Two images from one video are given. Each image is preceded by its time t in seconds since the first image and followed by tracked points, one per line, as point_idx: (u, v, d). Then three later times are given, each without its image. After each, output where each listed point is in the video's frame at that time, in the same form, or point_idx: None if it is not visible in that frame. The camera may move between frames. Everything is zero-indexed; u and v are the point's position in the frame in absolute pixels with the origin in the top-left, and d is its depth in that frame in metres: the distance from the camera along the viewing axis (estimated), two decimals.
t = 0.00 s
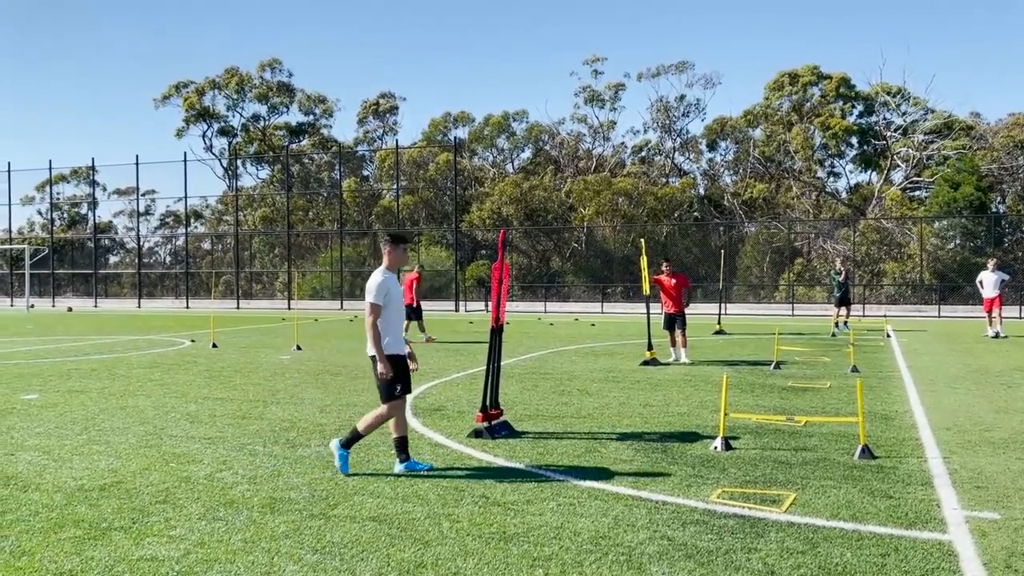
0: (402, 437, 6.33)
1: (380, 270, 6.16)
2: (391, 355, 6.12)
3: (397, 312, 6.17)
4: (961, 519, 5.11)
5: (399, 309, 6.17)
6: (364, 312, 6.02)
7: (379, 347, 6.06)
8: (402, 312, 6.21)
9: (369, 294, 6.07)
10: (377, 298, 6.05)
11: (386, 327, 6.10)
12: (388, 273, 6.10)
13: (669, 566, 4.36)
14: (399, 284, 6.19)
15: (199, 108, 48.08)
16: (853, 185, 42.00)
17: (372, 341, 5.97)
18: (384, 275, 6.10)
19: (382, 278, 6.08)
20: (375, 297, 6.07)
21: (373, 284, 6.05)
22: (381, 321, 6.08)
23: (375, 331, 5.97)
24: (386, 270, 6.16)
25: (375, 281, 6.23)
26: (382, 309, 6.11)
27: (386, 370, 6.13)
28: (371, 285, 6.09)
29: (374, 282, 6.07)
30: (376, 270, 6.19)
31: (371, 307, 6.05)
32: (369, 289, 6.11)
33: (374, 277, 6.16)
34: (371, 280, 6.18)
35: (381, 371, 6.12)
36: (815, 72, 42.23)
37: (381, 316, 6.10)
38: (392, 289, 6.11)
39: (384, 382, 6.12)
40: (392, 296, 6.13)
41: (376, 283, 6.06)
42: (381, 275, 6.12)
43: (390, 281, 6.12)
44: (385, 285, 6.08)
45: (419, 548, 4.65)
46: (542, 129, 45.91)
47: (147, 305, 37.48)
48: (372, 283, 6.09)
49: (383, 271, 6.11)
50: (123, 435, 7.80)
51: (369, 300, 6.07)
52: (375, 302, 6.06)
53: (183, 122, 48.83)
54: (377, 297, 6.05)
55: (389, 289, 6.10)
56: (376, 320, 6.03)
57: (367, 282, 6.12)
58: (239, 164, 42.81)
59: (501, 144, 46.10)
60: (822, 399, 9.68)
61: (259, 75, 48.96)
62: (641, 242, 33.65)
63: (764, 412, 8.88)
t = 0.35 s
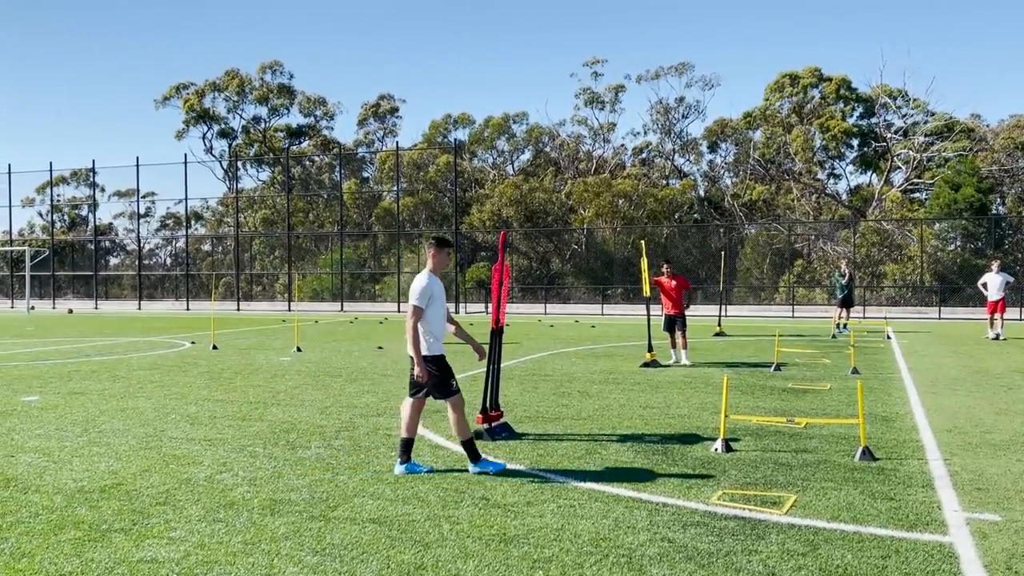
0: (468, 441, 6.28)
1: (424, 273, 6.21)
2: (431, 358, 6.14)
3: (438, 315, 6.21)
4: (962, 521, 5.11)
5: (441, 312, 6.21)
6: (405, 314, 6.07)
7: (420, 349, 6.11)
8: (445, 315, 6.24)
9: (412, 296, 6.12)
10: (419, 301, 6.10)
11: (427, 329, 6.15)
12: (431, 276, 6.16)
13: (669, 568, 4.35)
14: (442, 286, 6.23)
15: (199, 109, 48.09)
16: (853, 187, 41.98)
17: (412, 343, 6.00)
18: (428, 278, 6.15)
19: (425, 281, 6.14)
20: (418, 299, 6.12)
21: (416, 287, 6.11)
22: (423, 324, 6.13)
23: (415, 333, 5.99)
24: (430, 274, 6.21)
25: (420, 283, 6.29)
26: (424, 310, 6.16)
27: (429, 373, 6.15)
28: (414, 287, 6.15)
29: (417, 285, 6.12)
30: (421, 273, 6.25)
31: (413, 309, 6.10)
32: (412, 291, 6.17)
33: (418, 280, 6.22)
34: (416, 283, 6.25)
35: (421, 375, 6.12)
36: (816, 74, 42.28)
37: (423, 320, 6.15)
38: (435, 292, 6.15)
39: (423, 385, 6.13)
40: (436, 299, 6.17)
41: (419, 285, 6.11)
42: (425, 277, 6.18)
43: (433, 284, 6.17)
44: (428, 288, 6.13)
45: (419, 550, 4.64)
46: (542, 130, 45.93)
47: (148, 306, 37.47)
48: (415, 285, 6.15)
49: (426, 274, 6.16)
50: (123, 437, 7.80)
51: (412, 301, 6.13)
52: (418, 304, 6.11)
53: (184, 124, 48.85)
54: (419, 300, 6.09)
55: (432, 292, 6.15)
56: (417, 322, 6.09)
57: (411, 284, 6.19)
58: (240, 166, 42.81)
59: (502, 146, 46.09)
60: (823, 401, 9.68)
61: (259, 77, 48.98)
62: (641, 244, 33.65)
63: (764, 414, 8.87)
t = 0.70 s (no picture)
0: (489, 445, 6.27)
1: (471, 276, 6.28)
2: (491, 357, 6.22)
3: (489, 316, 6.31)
4: (955, 521, 5.12)
5: (491, 313, 6.32)
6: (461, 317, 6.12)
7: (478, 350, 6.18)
8: (493, 316, 6.36)
9: (466, 299, 6.18)
10: (473, 303, 6.17)
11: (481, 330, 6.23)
12: (481, 277, 6.25)
13: (663, 569, 4.35)
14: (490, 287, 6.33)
15: (193, 111, 48.04)
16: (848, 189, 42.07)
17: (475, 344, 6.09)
18: (477, 280, 6.23)
19: (476, 283, 6.21)
20: (471, 302, 6.18)
21: (469, 289, 6.16)
22: (478, 325, 6.20)
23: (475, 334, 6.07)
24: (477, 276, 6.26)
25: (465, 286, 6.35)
26: (477, 313, 6.22)
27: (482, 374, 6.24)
28: (465, 290, 6.20)
29: (470, 287, 6.18)
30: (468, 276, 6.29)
31: (468, 311, 6.16)
32: (462, 294, 6.23)
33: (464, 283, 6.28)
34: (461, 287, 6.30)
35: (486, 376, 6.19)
36: (810, 76, 42.41)
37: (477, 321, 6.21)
38: (486, 294, 6.24)
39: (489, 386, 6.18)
40: (486, 300, 6.26)
41: (471, 288, 6.17)
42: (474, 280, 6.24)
43: (483, 286, 6.25)
44: (480, 289, 6.21)
45: (413, 551, 4.64)
46: (537, 132, 45.92)
47: (142, 308, 37.41)
48: (465, 288, 6.21)
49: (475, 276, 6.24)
50: (116, 439, 7.78)
51: (466, 303, 6.18)
52: (472, 307, 6.17)
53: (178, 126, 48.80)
54: (474, 301, 6.17)
55: (483, 294, 6.22)
56: (472, 324, 6.15)
57: (461, 289, 6.23)
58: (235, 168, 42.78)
59: (496, 147, 46.09)
60: (817, 403, 9.69)
61: (253, 78, 48.95)
62: (636, 245, 33.67)
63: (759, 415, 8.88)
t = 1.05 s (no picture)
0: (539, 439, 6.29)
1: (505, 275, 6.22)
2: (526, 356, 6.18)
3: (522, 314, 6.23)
4: (942, 521, 5.15)
5: (523, 312, 6.21)
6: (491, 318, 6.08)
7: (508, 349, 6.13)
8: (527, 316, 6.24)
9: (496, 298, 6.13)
10: (504, 303, 6.10)
11: (513, 329, 6.17)
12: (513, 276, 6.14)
13: (652, 569, 4.35)
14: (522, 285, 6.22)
15: (181, 111, 47.84)
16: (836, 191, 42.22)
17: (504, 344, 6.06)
18: (510, 280, 6.13)
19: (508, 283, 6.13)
20: (502, 303, 6.11)
21: (499, 289, 6.10)
22: (510, 326, 6.14)
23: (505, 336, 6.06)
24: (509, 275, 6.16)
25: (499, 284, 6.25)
26: (509, 313, 6.15)
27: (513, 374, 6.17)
28: (497, 289, 6.16)
29: (500, 286, 6.12)
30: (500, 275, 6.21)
31: (498, 311, 6.12)
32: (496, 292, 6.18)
33: (499, 282, 6.22)
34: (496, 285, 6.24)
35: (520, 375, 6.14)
36: (799, 78, 42.57)
37: (510, 321, 6.14)
38: (518, 294, 6.12)
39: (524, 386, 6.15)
40: (519, 300, 6.15)
41: (502, 287, 6.10)
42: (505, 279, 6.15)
43: (517, 285, 6.15)
44: (512, 289, 6.10)
45: (402, 552, 4.63)
46: (528, 134, 45.89)
47: (129, 309, 37.19)
48: (498, 286, 6.16)
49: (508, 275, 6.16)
50: (103, 440, 7.73)
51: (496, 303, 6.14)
52: (502, 306, 6.11)
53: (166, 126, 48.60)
54: (503, 301, 6.10)
55: (515, 294, 6.12)
56: (502, 324, 6.11)
57: (494, 287, 6.19)
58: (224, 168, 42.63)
59: (486, 149, 46.07)
60: (805, 402, 9.73)
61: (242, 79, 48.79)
62: (626, 247, 33.70)
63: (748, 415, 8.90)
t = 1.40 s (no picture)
0: (531, 444, 6.22)
1: (514, 272, 6.31)
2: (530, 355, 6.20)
3: (532, 312, 6.30)
4: (927, 519, 5.17)
5: (535, 308, 6.31)
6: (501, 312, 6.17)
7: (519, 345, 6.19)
8: (538, 312, 6.33)
9: (507, 294, 6.21)
10: (514, 298, 6.18)
11: (523, 326, 6.23)
12: (525, 273, 6.24)
13: (640, 568, 4.35)
14: (535, 283, 6.31)
15: (166, 111, 47.57)
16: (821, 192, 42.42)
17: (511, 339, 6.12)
18: (520, 276, 6.24)
19: (518, 279, 6.23)
20: (512, 297, 6.20)
21: (510, 285, 6.18)
22: (518, 321, 6.20)
23: (511, 330, 6.13)
24: (521, 271, 6.26)
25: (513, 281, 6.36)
26: (520, 309, 6.24)
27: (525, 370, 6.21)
28: (507, 286, 6.24)
29: (512, 282, 6.21)
30: (512, 270, 6.31)
31: (509, 307, 6.19)
32: (506, 290, 6.27)
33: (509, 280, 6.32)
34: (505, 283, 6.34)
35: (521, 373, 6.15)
36: (784, 80, 42.72)
37: (518, 317, 6.22)
38: (529, 290, 6.23)
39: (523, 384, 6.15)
40: (529, 297, 6.26)
41: (513, 283, 6.19)
42: (517, 275, 6.25)
43: (527, 282, 6.25)
44: (522, 285, 6.20)
45: (389, 553, 4.60)
46: (515, 134, 45.87)
47: (113, 310, 36.94)
48: (507, 284, 6.25)
49: (518, 271, 6.25)
50: (86, 442, 7.65)
51: (507, 299, 6.21)
52: (513, 302, 6.19)
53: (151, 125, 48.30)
54: (515, 297, 6.18)
55: (526, 290, 6.23)
56: (514, 320, 6.17)
57: (504, 285, 6.27)
58: (208, 168, 42.42)
59: (473, 149, 46.01)
60: (791, 402, 9.76)
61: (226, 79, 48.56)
62: (613, 248, 33.71)
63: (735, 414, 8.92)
